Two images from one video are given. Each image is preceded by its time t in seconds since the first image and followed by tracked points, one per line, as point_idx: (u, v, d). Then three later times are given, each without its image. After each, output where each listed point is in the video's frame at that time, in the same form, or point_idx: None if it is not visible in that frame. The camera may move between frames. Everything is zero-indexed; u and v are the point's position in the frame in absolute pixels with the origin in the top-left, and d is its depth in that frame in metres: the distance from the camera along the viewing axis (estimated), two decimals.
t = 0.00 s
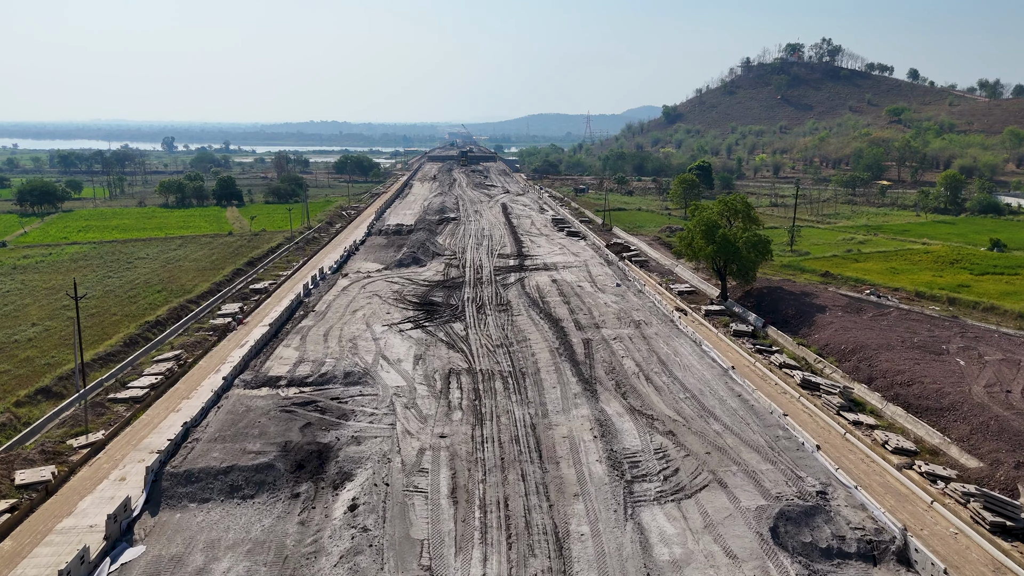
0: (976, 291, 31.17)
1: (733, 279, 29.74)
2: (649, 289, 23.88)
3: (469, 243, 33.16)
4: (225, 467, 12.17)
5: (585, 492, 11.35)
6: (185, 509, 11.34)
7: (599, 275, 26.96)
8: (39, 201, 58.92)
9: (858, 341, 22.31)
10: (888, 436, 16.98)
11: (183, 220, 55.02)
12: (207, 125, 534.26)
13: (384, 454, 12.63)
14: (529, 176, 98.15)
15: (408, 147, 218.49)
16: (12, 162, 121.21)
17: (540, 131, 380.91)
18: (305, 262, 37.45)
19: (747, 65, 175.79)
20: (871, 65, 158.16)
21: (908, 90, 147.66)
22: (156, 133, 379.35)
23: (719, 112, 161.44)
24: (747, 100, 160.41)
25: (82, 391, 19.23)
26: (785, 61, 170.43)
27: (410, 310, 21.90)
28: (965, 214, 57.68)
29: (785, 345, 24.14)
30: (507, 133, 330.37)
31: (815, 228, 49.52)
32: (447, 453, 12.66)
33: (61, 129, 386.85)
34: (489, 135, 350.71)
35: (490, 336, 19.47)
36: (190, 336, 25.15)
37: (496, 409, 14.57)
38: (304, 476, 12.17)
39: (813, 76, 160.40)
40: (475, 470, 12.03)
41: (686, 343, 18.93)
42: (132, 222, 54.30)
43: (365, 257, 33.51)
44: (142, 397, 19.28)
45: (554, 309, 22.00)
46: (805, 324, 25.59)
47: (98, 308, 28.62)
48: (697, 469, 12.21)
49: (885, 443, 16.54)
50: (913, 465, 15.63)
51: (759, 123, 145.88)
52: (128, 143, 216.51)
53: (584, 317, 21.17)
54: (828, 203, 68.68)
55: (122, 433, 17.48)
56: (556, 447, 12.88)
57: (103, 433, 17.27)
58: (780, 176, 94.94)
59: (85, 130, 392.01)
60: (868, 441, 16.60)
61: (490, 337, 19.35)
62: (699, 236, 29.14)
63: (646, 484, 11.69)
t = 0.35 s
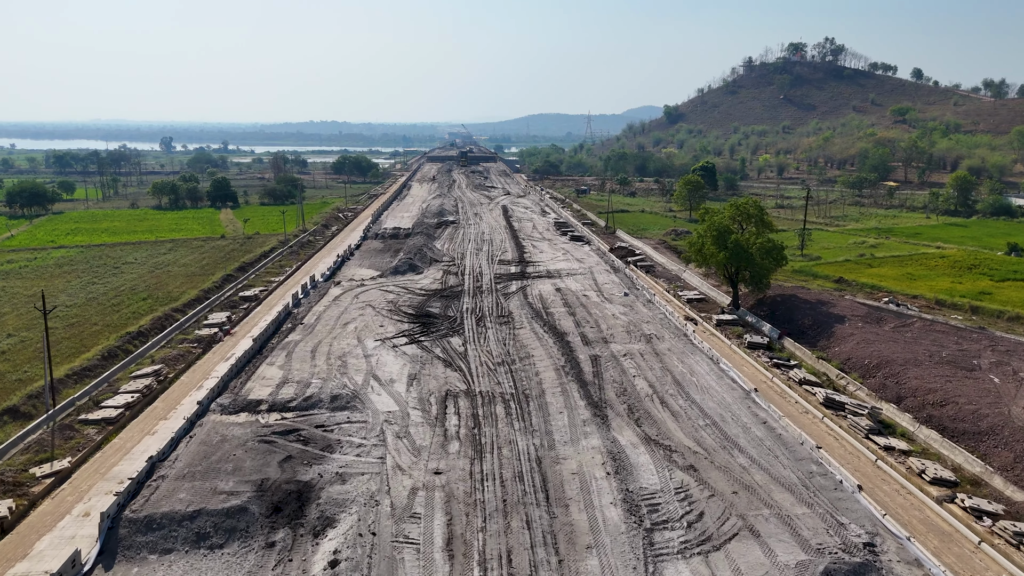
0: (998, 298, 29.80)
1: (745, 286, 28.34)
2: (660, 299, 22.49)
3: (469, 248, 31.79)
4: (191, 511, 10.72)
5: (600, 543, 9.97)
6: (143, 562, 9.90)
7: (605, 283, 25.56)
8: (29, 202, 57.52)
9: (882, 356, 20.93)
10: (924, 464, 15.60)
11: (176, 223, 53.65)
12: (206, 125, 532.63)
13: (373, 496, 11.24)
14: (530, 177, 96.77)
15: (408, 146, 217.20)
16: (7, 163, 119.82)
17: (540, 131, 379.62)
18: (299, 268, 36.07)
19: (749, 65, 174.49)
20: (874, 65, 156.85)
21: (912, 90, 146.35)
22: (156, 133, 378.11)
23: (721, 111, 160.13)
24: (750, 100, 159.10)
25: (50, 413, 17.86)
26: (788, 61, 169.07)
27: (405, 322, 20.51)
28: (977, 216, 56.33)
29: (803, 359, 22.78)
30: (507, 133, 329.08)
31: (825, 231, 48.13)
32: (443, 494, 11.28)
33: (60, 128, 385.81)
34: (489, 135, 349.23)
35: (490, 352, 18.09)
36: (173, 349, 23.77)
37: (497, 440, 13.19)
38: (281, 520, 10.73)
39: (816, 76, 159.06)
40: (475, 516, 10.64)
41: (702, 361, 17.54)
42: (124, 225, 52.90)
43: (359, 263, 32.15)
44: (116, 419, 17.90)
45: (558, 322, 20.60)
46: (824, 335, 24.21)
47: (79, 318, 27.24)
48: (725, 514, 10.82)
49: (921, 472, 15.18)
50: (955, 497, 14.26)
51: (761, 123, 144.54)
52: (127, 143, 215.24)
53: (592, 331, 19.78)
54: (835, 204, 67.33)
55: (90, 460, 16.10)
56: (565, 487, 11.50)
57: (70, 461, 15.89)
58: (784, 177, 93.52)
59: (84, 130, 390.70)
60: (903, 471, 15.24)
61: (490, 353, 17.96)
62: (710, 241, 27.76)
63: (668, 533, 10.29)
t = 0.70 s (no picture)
0: (1022, 307, 28.40)
1: (759, 295, 26.93)
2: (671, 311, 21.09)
3: (468, 254, 30.38)
4: (148, 571, 9.28)
5: None
6: None
7: (612, 292, 24.14)
8: (17, 204, 56.09)
9: (911, 373, 19.53)
10: (968, 498, 14.22)
11: (168, 225, 52.25)
12: (206, 125, 531.08)
13: (358, 551, 9.83)
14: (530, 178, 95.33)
15: (408, 146, 216.08)
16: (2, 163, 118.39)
17: (541, 131, 378.16)
18: (292, 273, 34.69)
19: (751, 65, 173.17)
20: (877, 64, 155.53)
21: (917, 89, 144.99)
22: (154, 133, 376.82)
23: (723, 111, 158.77)
24: (752, 100, 157.77)
25: (14, 437, 16.48)
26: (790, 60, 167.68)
27: (399, 337, 19.10)
28: (989, 219, 54.96)
29: (824, 375, 21.37)
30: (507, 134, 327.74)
31: (835, 234, 46.68)
32: (436, 546, 9.89)
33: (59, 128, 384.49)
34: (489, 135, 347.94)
35: (490, 371, 16.70)
36: (154, 363, 22.38)
37: (499, 477, 11.80)
38: None
39: (819, 75, 157.68)
40: None
41: (721, 381, 16.14)
42: (114, 228, 51.52)
43: (354, 269, 30.77)
44: (85, 444, 16.50)
45: (564, 336, 19.19)
46: (844, 348, 22.80)
47: (58, 328, 25.88)
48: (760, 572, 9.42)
49: (965, 508, 13.80)
50: (1005, 536, 12.89)
51: (764, 123, 143.17)
52: (125, 143, 213.99)
53: (600, 347, 18.37)
54: (843, 206, 65.96)
55: (53, 492, 14.70)
56: (576, 538, 10.12)
57: (30, 493, 14.48)
58: (789, 178, 92.06)
59: (83, 130, 389.63)
60: (944, 507, 13.86)
61: (491, 372, 16.56)
62: (722, 247, 26.38)
63: None
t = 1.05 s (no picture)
0: None
1: (773, 304, 25.53)
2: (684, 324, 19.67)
3: (467, 260, 29.01)
4: None
5: None
6: None
7: (620, 303, 22.72)
8: (6, 206, 54.68)
9: (943, 393, 18.12)
10: (1020, 538, 12.83)
11: (159, 229, 50.83)
12: (205, 125, 529.55)
13: None
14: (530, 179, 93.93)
15: (407, 146, 214.74)
16: None
17: (541, 131, 376.74)
18: (283, 280, 33.31)
19: (753, 64, 171.76)
20: (881, 64, 154.14)
21: (921, 89, 143.49)
22: (153, 133, 375.57)
23: (725, 111, 157.33)
24: (754, 99, 156.37)
25: None
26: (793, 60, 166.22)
27: (392, 353, 17.70)
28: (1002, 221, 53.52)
29: (847, 393, 19.97)
30: (507, 134, 326.18)
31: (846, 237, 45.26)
32: None
33: (57, 128, 383.24)
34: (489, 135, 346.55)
35: (491, 393, 15.29)
36: (132, 379, 20.98)
37: (500, 525, 10.41)
38: None
39: (822, 75, 156.26)
40: None
41: (743, 406, 14.74)
42: (104, 231, 50.11)
43: (347, 276, 29.39)
44: (48, 474, 15.10)
45: (570, 353, 17.80)
46: (867, 363, 21.41)
47: (34, 339, 24.49)
48: None
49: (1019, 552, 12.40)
50: None
51: (767, 123, 141.74)
52: (123, 142, 212.57)
53: (609, 365, 16.97)
54: (850, 207, 64.54)
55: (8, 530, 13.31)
56: None
57: None
58: (793, 179, 90.62)
59: (82, 130, 388.16)
60: (995, 550, 12.47)
61: (491, 395, 15.15)
62: (735, 253, 24.97)
63: None
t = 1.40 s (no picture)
0: None
1: (790, 315, 24.11)
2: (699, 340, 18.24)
3: (466, 267, 27.61)
4: None
5: None
6: None
7: (628, 315, 21.31)
8: None
9: (981, 415, 16.74)
10: None
11: (150, 232, 49.41)
12: (204, 124, 528.02)
13: None
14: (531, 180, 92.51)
15: (407, 146, 213.31)
16: None
17: (541, 131, 375.30)
18: (275, 287, 31.90)
19: (755, 63, 170.32)
20: (885, 63, 152.70)
21: (925, 88, 142.01)
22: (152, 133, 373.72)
23: (727, 110, 155.92)
24: (757, 99, 154.99)
25: None
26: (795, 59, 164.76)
27: (384, 374, 16.29)
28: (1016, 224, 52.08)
29: (875, 414, 18.58)
30: (507, 133, 324.57)
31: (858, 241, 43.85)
32: None
33: (55, 128, 381.45)
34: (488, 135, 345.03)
35: (491, 421, 13.89)
36: (106, 398, 19.58)
37: None
38: None
39: (825, 74, 154.85)
40: None
41: (770, 437, 13.34)
42: (93, 234, 48.70)
43: (340, 283, 28.00)
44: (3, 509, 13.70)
45: (577, 373, 16.40)
46: (894, 380, 20.00)
47: (6, 352, 23.10)
48: None
49: None
50: None
51: (770, 123, 140.31)
52: (121, 142, 211.10)
53: (619, 387, 15.57)
54: (859, 209, 63.12)
55: None
56: None
57: None
58: (798, 180, 89.21)
59: (80, 130, 386.66)
60: None
61: (491, 424, 13.77)
62: (751, 261, 23.56)
63: None
